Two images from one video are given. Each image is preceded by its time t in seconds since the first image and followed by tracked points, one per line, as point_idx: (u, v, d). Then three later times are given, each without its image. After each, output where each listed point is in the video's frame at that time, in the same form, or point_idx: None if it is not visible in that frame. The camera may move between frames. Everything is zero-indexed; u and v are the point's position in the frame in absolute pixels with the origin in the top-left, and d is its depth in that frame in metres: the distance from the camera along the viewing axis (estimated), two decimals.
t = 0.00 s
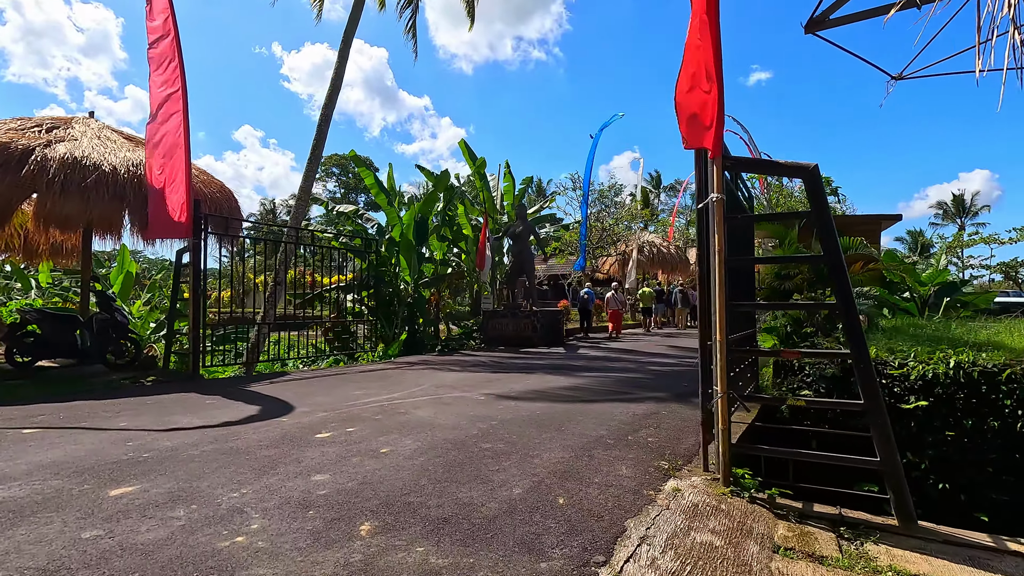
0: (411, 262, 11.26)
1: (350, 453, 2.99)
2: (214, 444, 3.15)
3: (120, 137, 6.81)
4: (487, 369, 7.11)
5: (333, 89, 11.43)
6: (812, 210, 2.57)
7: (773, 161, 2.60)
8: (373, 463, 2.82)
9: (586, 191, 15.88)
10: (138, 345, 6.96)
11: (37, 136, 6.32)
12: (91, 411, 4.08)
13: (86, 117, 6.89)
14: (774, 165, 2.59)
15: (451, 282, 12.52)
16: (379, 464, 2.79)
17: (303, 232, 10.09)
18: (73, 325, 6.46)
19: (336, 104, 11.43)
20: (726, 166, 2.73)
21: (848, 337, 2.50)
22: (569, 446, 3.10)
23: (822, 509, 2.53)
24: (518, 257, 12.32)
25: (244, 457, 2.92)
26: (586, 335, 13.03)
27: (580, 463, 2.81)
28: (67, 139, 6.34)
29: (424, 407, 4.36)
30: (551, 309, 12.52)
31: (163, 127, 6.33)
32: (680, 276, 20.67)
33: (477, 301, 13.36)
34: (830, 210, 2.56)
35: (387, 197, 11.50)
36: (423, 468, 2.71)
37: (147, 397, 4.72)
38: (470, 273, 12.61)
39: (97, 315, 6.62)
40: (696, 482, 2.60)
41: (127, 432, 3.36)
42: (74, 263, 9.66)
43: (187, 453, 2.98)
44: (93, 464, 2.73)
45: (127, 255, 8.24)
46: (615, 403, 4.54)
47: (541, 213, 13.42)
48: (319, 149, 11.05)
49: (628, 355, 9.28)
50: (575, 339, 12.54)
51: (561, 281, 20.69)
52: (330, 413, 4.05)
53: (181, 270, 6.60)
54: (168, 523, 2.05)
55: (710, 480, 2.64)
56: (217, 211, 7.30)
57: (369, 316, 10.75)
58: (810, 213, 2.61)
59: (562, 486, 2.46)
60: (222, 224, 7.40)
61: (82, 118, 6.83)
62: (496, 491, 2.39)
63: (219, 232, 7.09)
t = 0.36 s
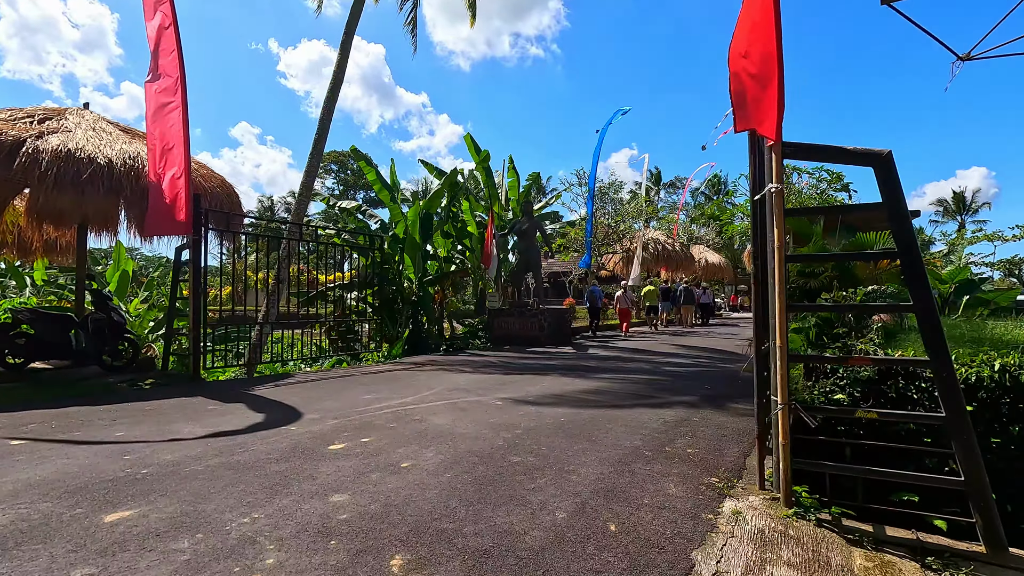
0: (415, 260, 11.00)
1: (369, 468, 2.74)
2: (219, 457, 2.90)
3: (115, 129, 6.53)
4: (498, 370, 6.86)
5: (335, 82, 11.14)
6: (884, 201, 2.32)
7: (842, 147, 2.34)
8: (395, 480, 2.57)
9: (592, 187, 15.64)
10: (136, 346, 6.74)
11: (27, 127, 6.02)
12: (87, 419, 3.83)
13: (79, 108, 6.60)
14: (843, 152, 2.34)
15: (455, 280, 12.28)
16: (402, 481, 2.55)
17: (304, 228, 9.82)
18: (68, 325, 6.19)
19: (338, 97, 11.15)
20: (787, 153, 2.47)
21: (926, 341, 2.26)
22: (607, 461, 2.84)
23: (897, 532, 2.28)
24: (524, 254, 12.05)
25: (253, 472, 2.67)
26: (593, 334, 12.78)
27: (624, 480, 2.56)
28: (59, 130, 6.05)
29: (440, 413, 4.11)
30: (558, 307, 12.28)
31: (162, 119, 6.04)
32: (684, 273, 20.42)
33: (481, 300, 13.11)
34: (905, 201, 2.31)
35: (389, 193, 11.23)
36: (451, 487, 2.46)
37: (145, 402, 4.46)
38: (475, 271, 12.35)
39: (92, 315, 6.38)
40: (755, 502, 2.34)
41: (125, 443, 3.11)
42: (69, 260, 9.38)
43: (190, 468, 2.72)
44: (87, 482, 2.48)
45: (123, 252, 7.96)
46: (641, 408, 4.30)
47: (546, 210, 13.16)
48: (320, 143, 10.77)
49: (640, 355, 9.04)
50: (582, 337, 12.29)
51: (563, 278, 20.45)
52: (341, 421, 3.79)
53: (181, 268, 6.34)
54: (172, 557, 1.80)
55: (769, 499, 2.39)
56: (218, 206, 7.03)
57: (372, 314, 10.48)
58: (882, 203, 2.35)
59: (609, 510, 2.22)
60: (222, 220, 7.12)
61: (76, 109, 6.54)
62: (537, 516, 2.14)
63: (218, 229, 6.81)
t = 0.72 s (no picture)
0: (413, 259, 10.69)
1: (381, 498, 2.45)
2: (213, 484, 2.60)
3: (98, 122, 6.16)
4: (504, 375, 6.58)
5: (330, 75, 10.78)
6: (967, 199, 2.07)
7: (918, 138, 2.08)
8: (412, 513, 2.28)
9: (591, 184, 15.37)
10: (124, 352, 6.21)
11: (4, 118, 5.66)
12: (65, 436, 3.50)
13: (60, 99, 6.23)
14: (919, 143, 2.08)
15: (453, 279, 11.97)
16: (420, 515, 2.26)
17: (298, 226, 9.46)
18: (49, 328, 5.83)
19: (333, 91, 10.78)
20: (853, 146, 2.20)
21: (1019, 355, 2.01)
22: (644, 487, 2.57)
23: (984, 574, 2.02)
24: (524, 253, 11.77)
25: (250, 504, 2.38)
26: (594, 335, 12.53)
27: (668, 512, 2.29)
28: (38, 122, 5.69)
29: (451, 427, 3.82)
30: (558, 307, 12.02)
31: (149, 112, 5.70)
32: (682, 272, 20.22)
33: (479, 299, 12.82)
34: (990, 199, 2.07)
35: (385, 190, 10.89)
36: (478, 523, 2.18)
37: (130, 416, 4.14)
38: (473, 270, 12.06)
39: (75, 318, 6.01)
40: (822, 540, 2.08)
41: (106, 468, 2.80)
42: (51, 259, 8.98)
43: (179, 499, 2.42)
44: (60, 519, 2.17)
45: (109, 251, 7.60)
46: (665, 420, 4.03)
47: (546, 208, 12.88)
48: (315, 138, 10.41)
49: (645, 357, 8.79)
50: (583, 338, 12.03)
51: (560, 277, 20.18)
52: (345, 437, 3.50)
53: (169, 268, 5.99)
54: None
55: (837, 535, 2.13)
56: (209, 203, 6.68)
57: (369, 314, 10.17)
58: (964, 201, 2.10)
59: (660, 552, 1.95)
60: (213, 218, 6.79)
61: (56, 100, 6.17)
62: (581, 562, 1.87)
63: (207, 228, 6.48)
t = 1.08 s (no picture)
0: (407, 257, 10.38)
1: (395, 529, 2.15)
2: (201, 513, 2.29)
3: (75, 111, 5.78)
4: (507, 379, 6.30)
5: (322, 69, 10.44)
6: None
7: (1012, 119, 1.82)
8: (432, 549, 1.99)
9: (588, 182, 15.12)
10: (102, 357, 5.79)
11: None
12: (35, 453, 3.16)
13: (33, 87, 5.83)
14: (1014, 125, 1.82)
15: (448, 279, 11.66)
16: (442, 551, 1.97)
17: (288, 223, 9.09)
18: (23, 332, 5.52)
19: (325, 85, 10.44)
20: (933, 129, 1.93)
21: None
22: (688, 514, 2.30)
23: None
24: (521, 253, 11.50)
25: (245, 539, 2.07)
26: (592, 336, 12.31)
27: (724, 544, 2.02)
28: (9, 111, 5.30)
29: (461, 440, 3.53)
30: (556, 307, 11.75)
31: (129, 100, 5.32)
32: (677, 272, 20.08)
33: (475, 299, 12.56)
34: None
35: (379, 186, 10.54)
36: (511, 561, 1.90)
37: (109, 429, 3.79)
38: (469, 270, 11.80)
39: (50, 322, 5.59)
40: None
41: (79, 494, 2.47)
42: (27, 259, 8.55)
43: (162, 533, 2.11)
44: (20, 564, 1.85)
45: (89, 250, 7.19)
46: (689, 430, 3.77)
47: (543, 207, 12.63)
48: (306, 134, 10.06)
49: (649, 358, 8.56)
50: (581, 339, 11.79)
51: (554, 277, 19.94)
52: (346, 453, 3.19)
53: (151, 267, 5.62)
54: None
55: (921, 573, 1.86)
56: (196, 199, 6.32)
57: (362, 314, 9.87)
58: None
59: None
60: (200, 214, 6.44)
61: (30, 88, 5.78)
62: None
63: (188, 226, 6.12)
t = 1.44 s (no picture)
0: (400, 259, 10.06)
1: None
2: (178, 564, 1.98)
3: (47, 104, 5.41)
4: (509, 388, 6.01)
5: (312, 64, 10.09)
6: None
7: None
8: None
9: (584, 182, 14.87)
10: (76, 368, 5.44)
11: None
12: None
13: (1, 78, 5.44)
14: None
15: (441, 282, 11.35)
16: None
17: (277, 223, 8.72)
18: None
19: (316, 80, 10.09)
20: None
21: None
22: (738, 559, 2.02)
23: None
24: (518, 255, 11.20)
25: None
26: (589, 339, 12.04)
27: None
28: None
29: (468, 462, 3.23)
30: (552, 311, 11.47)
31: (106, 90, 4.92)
32: (672, 273, 19.89)
33: (469, 301, 12.26)
34: None
35: (371, 185, 10.21)
36: None
37: (78, 451, 3.45)
38: (463, 272, 11.51)
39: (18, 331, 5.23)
40: None
41: (36, 539, 2.15)
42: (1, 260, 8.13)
43: None
44: None
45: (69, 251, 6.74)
46: (712, 449, 3.49)
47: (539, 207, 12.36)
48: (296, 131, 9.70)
49: (651, 364, 8.30)
50: (579, 343, 11.52)
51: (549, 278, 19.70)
52: (343, 481, 2.88)
53: (128, 270, 5.24)
54: None
55: None
56: (179, 198, 5.97)
57: (354, 318, 9.53)
58: None
59: None
60: (182, 214, 6.08)
61: None
62: None
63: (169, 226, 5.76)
